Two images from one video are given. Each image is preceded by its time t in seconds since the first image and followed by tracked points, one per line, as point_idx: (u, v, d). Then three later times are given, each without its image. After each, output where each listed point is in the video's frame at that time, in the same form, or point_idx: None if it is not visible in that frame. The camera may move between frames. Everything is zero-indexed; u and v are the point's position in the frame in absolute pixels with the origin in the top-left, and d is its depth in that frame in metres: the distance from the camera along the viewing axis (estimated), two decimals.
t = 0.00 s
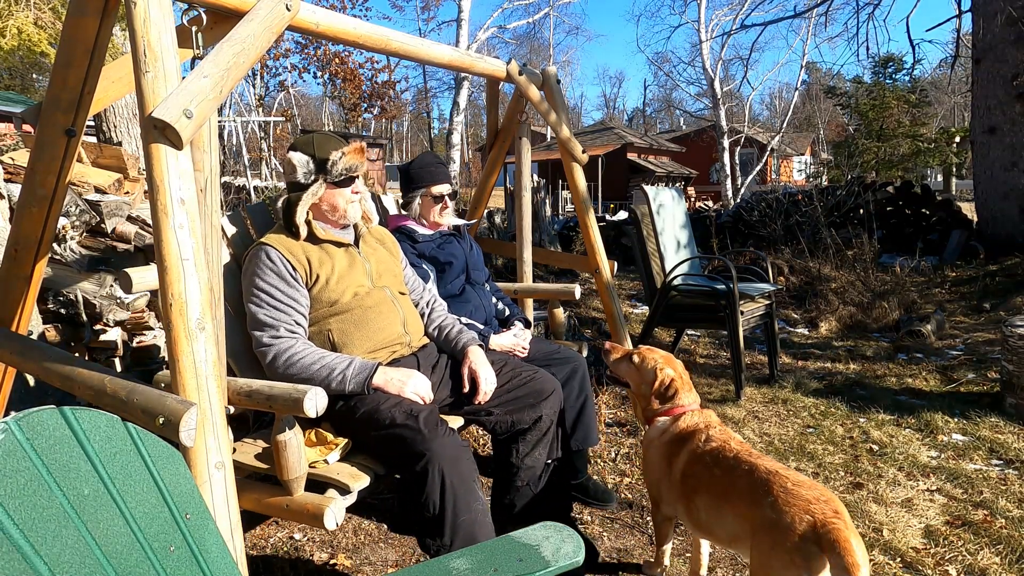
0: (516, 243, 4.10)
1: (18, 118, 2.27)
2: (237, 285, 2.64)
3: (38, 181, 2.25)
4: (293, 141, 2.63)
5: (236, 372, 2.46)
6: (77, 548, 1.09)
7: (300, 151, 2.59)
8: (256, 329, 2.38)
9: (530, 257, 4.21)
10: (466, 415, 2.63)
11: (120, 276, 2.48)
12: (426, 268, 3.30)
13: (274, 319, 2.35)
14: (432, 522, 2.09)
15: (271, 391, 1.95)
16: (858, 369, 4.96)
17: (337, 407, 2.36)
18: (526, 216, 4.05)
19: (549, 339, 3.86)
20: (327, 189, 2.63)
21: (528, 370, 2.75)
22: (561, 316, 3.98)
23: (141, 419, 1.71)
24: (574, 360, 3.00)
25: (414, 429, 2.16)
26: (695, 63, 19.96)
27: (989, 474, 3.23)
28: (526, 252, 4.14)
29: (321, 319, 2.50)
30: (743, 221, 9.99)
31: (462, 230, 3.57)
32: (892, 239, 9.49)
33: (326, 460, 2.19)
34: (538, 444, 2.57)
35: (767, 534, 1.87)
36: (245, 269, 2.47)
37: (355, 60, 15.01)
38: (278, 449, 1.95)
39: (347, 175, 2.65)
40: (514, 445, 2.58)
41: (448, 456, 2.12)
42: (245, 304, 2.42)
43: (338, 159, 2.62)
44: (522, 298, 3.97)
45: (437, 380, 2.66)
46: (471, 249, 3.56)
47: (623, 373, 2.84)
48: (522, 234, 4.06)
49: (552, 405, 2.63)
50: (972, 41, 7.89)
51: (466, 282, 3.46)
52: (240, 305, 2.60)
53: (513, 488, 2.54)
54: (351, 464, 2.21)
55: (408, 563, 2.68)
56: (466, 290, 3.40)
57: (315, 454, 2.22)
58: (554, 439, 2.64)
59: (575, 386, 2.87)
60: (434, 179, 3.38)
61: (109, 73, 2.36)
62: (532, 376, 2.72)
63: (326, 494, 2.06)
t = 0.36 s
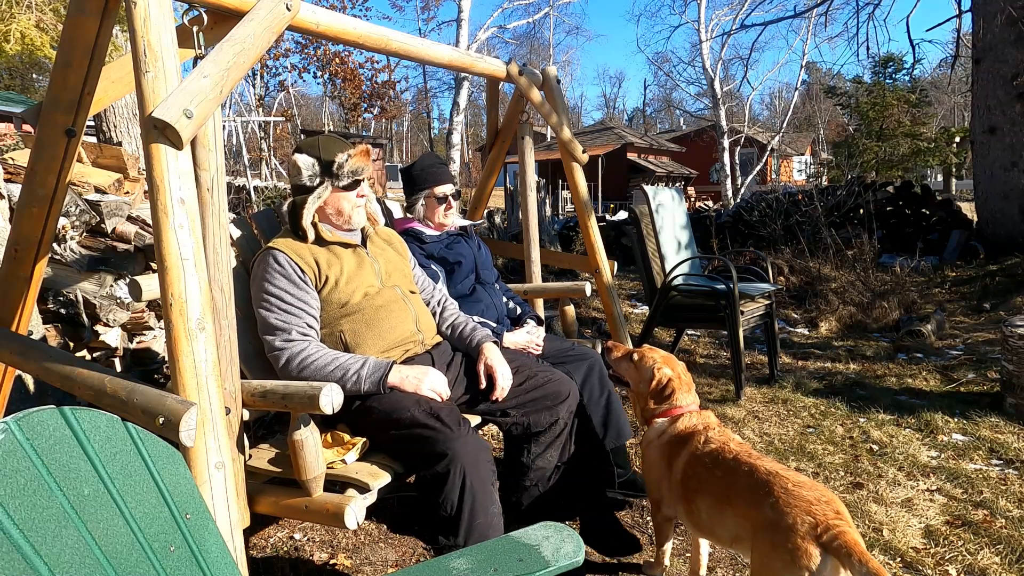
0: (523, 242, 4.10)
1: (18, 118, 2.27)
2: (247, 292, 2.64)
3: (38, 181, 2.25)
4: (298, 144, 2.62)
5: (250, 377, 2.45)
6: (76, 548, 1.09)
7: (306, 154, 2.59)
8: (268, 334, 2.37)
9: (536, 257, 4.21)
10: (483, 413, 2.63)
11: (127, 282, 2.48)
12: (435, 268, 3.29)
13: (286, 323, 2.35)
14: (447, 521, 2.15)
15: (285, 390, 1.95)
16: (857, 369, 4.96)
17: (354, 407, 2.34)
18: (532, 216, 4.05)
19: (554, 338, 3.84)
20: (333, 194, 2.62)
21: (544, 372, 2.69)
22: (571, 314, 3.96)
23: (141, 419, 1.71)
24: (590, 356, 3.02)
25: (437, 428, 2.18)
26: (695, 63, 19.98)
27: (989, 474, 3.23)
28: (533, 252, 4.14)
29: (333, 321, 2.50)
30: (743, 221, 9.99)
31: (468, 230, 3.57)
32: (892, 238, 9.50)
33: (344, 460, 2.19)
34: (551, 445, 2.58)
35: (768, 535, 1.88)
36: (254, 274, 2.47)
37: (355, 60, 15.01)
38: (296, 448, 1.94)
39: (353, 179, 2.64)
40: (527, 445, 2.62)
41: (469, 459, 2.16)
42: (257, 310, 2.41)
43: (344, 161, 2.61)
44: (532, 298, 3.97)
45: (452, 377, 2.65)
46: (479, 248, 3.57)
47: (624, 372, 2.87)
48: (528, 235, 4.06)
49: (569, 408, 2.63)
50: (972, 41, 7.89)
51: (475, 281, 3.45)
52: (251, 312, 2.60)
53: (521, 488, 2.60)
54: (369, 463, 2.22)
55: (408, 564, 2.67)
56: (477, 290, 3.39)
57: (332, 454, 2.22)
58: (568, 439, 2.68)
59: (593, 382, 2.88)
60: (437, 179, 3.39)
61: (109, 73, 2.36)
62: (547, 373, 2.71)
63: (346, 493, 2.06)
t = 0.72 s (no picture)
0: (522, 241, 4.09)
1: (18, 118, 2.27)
2: (245, 290, 2.64)
3: (38, 181, 2.25)
4: (317, 141, 2.62)
5: (248, 375, 2.46)
6: (76, 548, 1.08)
7: (326, 154, 2.58)
8: (267, 332, 2.37)
9: (535, 257, 4.21)
10: (480, 414, 2.62)
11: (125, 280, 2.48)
12: (435, 268, 3.29)
13: (284, 321, 2.35)
14: (445, 522, 2.10)
15: (283, 390, 1.96)
16: (858, 369, 4.96)
17: (352, 407, 2.35)
18: (531, 217, 4.06)
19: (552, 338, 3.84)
20: (346, 197, 2.65)
21: (541, 372, 2.70)
22: (570, 314, 3.98)
23: (141, 419, 1.71)
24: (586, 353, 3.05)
25: (434, 428, 2.17)
26: (695, 63, 19.98)
27: (988, 474, 3.23)
28: (532, 252, 4.13)
29: (332, 320, 2.50)
30: (743, 220, 9.99)
31: (467, 231, 3.57)
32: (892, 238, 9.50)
33: (341, 460, 2.19)
34: (549, 445, 2.53)
35: (771, 537, 1.88)
36: (253, 272, 2.47)
37: (355, 60, 15.02)
38: (293, 448, 1.93)
39: (367, 187, 2.69)
40: (524, 446, 2.56)
41: (466, 458, 2.14)
42: (256, 308, 2.41)
43: (363, 168, 2.64)
44: (530, 298, 3.97)
45: (450, 377, 2.66)
46: (478, 249, 3.56)
47: (626, 371, 2.87)
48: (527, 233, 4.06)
49: (568, 408, 2.59)
50: (972, 41, 7.89)
51: (474, 281, 3.45)
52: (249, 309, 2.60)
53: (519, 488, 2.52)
54: (366, 463, 2.21)
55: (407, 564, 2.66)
56: (475, 290, 3.39)
57: (330, 454, 2.23)
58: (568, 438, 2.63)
59: (597, 375, 2.89)
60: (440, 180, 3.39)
61: (109, 73, 2.36)
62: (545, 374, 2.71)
63: (343, 493, 2.06)
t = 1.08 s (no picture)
0: (515, 241, 4.10)
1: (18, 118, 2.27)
2: (237, 283, 2.64)
3: (38, 181, 2.26)
4: (322, 139, 2.63)
5: (235, 370, 2.46)
6: (76, 548, 1.08)
7: (332, 153, 2.59)
8: (255, 327, 2.38)
9: (530, 257, 4.20)
10: (463, 416, 2.62)
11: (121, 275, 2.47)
12: (426, 267, 3.29)
13: (273, 317, 2.35)
14: (429, 522, 2.06)
15: (268, 391, 1.95)
16: (857, 369, 4.96)
17: (335, 407, 2.35)
18: (525, 217, 4.06)
19: (544, 338, 3.84)
20: (347, 198, 2.66)
21: (524, 371, 2.74)
22: (559, 318, 4.00)
23: (141, 419, 1.71)
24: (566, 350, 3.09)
25: (415, 428, 2.16)
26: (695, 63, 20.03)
27: (989, 474, 3.23)
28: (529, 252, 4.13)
29: (321, 318, 2.50)
30: (743, 221, 9.99)
31: (460, 229, 3.57)
32: (891, 238, 9.51)
33: (323, 460, 2.19)
34: (536, 444, 2.52)
35: (771, 542, 1.88)
36: (245, 265, 2.47)
37: (355, 60, 15.03)
38: (276, 449, 1.95)
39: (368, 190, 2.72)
40: (511, 446, 2.54)
41: (449, 456, 2.12)
42: (246, 302, 2.41)
43: (367, 172, 2.68)
44: (521, 298, 3.97)
45: (435, 380, 2.67)
46: (470, 248, 3.56)
47: (625, 378, 2.86)
48: (521, 233, 4.06)
49: (550, 406, 2.59)
50: (972, 41, 7.90)
51: (465, 281, 3.46)
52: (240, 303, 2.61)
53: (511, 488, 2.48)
54: (348, 464, 2.21)
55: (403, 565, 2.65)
56: (466, 289, 3.40)
57: (313, 454, 2.23)
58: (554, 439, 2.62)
59: (579, 371, 2.93)
60: (437, 180, 3.38)
61: (109, 73, 2.36)
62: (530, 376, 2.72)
63: (323, 494, 2.06)
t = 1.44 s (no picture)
0: (513, 240, 4.09)
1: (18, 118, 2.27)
2: (233, 281, 2.65)
3: (38, 181, 2.25)
4: (313, 137, 2.69)
5: (231, 368, 2.46)
6: (76, 548, 1.08)
7: (315, 146, 2.63)
8: (250, 326, 2.38)
9: (527, 257, 4.21)
10: (456, 416, 2.62)
11: (119, 276, 2.46)
12: (423, 266, 3.28)
13: (268, 316, 2.36)
14: (423, 522, 2.05)
15: (263, 391, 1.95)
16: (857, 369, 4.96)
17: (329, 407, 2.36)
18: (522, 219, 4.13)
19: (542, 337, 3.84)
20: (330, 189, 2.64)
21: (516, 371, 2.72)
22: (555, 319, 4.05)
23: (141, 419, 1.71)
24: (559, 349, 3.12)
25: (405, 428, 2.16)
26: (695, 63, 20.06)
27: (989, 474, 3.23)
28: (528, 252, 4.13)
29: (315, 318, 2.50)
30: (743, 221, 9.99)
31: (457, 228, 3.57)
32: (891, 238, 9.51)
33: (317, 460, 2.19)
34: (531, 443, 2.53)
35: (790, 549, 1.86)
36: (240, 264, 2.48)
37: (355, 60, 15.03)
38: (269, 449, 1.96)
39: (353, 180, 2.66)
40: (506, 446, 2.55)
41: (439, 456, 2.11)
42: (241, 301, 2.42)
43: (349, 161, 2.63)
44: (517, 298, 3.97)
45: (427, 381, 2.66)
46: (467, 247, 3.57)
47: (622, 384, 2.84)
48: (519, 232, 4.05)
49: (543, 403, 2.59)
50: (972, 41, 7.90)
51: (461, 280, 3.47)
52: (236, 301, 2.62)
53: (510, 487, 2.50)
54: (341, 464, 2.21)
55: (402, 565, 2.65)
56: (462, 288, 3.42)
57: (306, 453, 2.23)
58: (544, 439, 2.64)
59: (572, 365, 3.03)
60: (433, 179, 3.38)
61: (109, 73, 2.36)
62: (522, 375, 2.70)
63: (316, 494, 2.06)
